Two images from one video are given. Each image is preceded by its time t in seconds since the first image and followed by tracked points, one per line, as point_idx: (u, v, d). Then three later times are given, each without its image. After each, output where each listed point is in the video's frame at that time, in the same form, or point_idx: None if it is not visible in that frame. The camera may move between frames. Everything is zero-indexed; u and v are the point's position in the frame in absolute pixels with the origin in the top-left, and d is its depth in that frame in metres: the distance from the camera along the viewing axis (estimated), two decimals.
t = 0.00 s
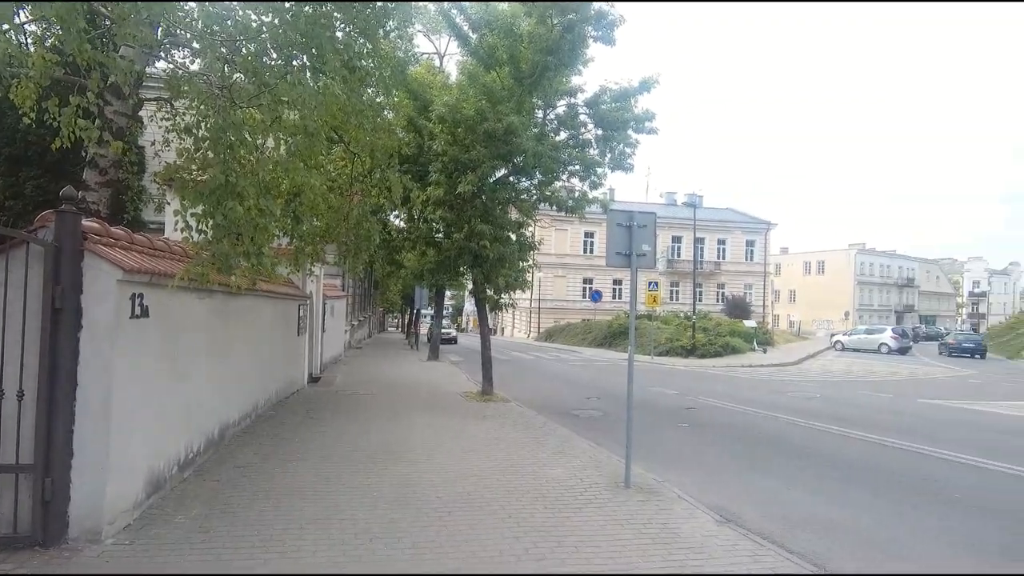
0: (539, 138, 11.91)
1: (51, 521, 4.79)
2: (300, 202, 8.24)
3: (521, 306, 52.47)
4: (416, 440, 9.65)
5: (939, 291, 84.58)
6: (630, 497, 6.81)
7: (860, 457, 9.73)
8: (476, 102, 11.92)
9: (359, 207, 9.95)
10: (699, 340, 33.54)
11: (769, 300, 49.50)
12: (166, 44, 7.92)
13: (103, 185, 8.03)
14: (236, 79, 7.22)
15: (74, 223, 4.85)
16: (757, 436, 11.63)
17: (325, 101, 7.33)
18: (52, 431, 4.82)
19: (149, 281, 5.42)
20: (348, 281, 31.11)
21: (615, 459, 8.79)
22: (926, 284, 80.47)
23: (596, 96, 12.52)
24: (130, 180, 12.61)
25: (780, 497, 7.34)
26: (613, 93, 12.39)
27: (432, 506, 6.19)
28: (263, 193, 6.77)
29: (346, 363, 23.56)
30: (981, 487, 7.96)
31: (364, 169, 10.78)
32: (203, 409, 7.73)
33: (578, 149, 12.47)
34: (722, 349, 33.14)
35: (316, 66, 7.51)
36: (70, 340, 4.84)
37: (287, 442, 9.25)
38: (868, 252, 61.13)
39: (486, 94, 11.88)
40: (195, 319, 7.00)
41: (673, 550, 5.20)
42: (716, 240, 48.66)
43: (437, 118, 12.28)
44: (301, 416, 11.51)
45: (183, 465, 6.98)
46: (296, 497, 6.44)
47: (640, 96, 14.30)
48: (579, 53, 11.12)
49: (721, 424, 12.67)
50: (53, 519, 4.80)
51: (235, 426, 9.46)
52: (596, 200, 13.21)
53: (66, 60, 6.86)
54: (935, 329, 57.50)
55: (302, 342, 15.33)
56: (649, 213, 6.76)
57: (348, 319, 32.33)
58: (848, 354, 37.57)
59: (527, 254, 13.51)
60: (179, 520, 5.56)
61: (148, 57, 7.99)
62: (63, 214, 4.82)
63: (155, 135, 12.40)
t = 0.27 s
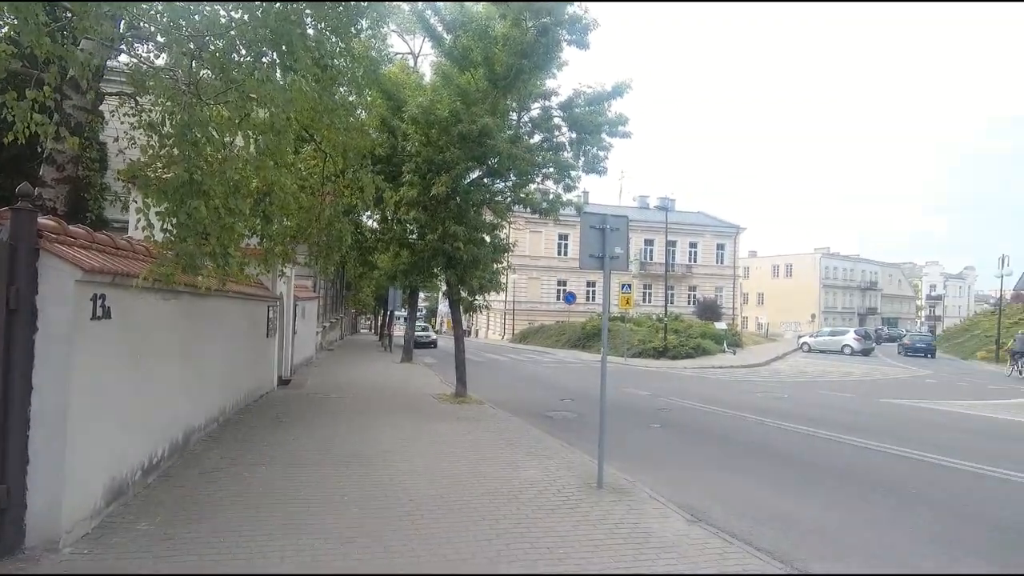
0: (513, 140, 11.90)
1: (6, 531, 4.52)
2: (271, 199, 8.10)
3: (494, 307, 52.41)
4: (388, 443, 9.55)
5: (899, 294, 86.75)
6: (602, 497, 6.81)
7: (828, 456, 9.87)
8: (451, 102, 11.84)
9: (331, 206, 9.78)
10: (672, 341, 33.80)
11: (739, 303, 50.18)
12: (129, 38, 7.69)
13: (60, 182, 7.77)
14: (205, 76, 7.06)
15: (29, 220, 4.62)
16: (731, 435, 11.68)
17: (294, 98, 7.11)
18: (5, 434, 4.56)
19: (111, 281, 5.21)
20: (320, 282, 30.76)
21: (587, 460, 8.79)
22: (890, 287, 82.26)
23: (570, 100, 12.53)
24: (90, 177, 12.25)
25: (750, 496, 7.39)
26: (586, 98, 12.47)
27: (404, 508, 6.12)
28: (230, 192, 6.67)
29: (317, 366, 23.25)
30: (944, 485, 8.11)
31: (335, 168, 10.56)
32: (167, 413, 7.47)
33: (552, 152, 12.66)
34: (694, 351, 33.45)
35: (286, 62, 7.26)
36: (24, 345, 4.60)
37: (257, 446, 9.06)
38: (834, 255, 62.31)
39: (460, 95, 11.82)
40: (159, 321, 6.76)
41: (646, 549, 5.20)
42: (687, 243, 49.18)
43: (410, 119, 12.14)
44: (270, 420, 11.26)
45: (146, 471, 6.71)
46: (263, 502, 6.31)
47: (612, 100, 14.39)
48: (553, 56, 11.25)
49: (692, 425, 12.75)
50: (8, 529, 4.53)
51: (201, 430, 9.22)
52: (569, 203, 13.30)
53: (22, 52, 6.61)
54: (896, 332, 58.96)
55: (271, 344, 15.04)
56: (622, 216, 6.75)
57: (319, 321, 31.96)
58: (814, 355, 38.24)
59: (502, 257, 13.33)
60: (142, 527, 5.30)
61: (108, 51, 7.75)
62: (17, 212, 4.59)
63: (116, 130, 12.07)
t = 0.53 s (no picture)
0: (489, 141, 12.17)
1: None
2: (244, 199, 8.26)
3: (472, 308, 52.66)
4: (366, 445, 9.71)
5: (865, 296, 88.92)
6: (578, 499, 7.07)
7: (793, 455, 10.26)
8: (428, 102, 12.00)
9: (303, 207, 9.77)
10: (647, 341, 34.29)
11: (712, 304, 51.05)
12: (95, 31, 7.73)
13: (21, 177, 7.78)
14: (174, 69, 7.21)
15: None
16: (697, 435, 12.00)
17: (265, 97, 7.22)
18: None
19: (75, 281, 5.25)
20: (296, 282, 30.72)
21: (564, 461, 9.06)
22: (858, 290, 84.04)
23: (548, 102, 12.80)
24: (54, 172, 12.16)
25: (716, 494, 7.72)
26: (564, 99, 12.80)
27: (385, 511, 6.31)
28: (200, 190, 6.87)
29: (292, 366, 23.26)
30: (900, 482, 8.56)
31: (309, 170, 10.39)
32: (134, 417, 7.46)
33: (530, 153, 12.95)
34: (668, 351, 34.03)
35: (261, 62, 7.55)
36: None
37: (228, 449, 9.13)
38: (805, 258, 63.55)
39: (437, 96, 12.02)
40: (126, 323, 6.77)
41: (616, 550, 5.46)
42: (662, 245, 49.88)
43: (387, 119, 12.33)
44: (241, 423, 11.29)
45: (112, 477, 6.70)
46: (245, 505, 6.45)
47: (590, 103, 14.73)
48: (530, 61, 11.73)
49: (663, 425, 13.08)
50: None
51: (170, 434, 9.22)
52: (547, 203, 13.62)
53: None
54: (862, 333, 60.55)
55: (243, 346, 15.03)
56: (598, 218, 7.05)
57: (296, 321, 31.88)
58: (785, 356, 39.09)
59: (479, 258, 13.62)
60: (108, 533, 5.35)
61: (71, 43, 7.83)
62: None
63: (82, 126, 12.02)
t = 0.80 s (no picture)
0: (468, 142, 12.58)
1: None
2: (218, 195, 8.33)
3: (452, 308, 52.99)
4: (352, 447, 10.03)
5: (838, 295, 90.68)
6: (556, 499, 7.48)
7: (759, 450, 10.77)
8: (407, 103, 12.40)
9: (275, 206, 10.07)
10: (626, 341, 34.83)
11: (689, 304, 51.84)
12: (62, 24, 7.75)
13: None
14: (140, 65, 7.15)
15: None
16: (665, 433, 12.37)
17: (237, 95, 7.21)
18: None
19: (38, 280, 5.38)
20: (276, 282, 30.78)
21: (542, 461, 9.47)
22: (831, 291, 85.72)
23: (527, 103, 13.46)
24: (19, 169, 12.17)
25: (682, 490, 8.18)
26: (543, 100, 13.53)
27: (373, 513, 6.66)
28: (168, 188, 6.79)
29: (270, 367, 23.36)
30: (856, 475, 9.08)
31: (278, 172, 10.49)
32: (102, 419, 7.58)
33: (509, 154, 13.42)
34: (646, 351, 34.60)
35: (235, 61, 7.52)
36: None
37: (200, 451, 9.34)
38: (779, 259, 64.75)
39: (416, 95, 12.37)
40: (92, 324, 6.88)
41: (587, 548, 5.87)
42: (640, 246, 50.57)
43: (365, 118, 12.65)
44: (215, 425, 11.43)
45: (79, 481, 6.81)
46: (237, 507, 6.76)
47: (569, 103, 15.11)
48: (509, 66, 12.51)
49: (638, 423, 13.53)
50: None
51: (141, 437, 9.33)
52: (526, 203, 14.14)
53: None
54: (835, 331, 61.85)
55: (218, 348, 15.14)
56: (576, 219, 7.59)
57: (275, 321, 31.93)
58: (759, 354, 39.97)
59: (457, 257, 13.82)
60: (75, 540, 5.50)
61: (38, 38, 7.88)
62: None
63: (48, 120, 12.05)
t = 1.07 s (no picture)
0: (448, 139, 12.65)
1: None
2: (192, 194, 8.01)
3: (432, 307, 52.91)
4: (332, 447, 10.01)
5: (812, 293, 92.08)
6: (536, 495, 7.54)
7: (735, 446, 10.94)
8: (385, 100, 12.39)
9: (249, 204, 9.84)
10: (606, 339, 35.10)
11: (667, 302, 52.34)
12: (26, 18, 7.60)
13: None
14: (111, 58, 6.61)
15: None
16: (641, 430, 12.51)
17: (214, 89, 6.70)
18: None
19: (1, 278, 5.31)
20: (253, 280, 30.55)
21: (522, 459, 9.57)
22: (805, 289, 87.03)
23: (506, 101, 13.35)
24: None
25: (660, 487, 8.32)
26: (522, 98, 13.36)
27: (353, 512, 6.66)
28: (139, 185, 6.30)
29: (247, 367, 23.19)
30: (828, 469, 9.27)
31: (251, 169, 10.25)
32: (72, 422, 7.47)
33: (488, 152, 13.37)
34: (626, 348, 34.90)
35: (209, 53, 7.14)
36: None
37: (174, 452, 9.26)
38: (756, 257, 65.61)
39: (395, 92, 12.40)
40: (58, 324, 6.80)
41: (565, 544, 5.92)
42: (619, 244, 50.94)
43: (342, 115, 12.60)
44: (189, 427, 11.34)
45: (49, 486, 6.71)
46: (215, 508, 6.73)
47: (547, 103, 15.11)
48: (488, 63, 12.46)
49: (617, 420, 13.66)
50: None
51: (112, 440, 9.21)
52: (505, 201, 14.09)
53: None
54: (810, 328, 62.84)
55: (192, 348, 15.01)
56: (556, 216, 7.34)
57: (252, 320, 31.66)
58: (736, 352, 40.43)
59: (435, 256, 13.71)
60: (45, 544, 5.45)
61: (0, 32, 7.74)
62: None
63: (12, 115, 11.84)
